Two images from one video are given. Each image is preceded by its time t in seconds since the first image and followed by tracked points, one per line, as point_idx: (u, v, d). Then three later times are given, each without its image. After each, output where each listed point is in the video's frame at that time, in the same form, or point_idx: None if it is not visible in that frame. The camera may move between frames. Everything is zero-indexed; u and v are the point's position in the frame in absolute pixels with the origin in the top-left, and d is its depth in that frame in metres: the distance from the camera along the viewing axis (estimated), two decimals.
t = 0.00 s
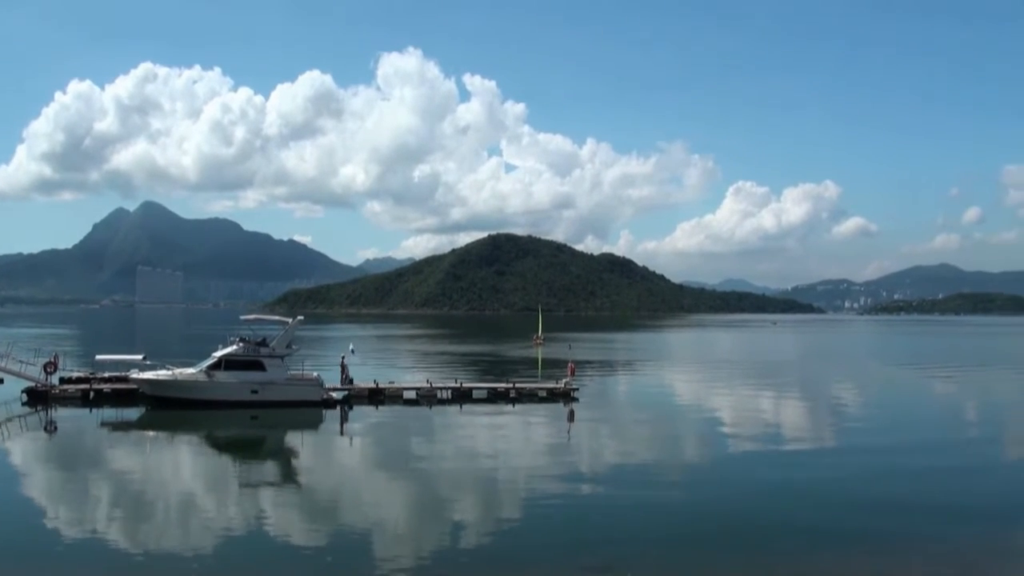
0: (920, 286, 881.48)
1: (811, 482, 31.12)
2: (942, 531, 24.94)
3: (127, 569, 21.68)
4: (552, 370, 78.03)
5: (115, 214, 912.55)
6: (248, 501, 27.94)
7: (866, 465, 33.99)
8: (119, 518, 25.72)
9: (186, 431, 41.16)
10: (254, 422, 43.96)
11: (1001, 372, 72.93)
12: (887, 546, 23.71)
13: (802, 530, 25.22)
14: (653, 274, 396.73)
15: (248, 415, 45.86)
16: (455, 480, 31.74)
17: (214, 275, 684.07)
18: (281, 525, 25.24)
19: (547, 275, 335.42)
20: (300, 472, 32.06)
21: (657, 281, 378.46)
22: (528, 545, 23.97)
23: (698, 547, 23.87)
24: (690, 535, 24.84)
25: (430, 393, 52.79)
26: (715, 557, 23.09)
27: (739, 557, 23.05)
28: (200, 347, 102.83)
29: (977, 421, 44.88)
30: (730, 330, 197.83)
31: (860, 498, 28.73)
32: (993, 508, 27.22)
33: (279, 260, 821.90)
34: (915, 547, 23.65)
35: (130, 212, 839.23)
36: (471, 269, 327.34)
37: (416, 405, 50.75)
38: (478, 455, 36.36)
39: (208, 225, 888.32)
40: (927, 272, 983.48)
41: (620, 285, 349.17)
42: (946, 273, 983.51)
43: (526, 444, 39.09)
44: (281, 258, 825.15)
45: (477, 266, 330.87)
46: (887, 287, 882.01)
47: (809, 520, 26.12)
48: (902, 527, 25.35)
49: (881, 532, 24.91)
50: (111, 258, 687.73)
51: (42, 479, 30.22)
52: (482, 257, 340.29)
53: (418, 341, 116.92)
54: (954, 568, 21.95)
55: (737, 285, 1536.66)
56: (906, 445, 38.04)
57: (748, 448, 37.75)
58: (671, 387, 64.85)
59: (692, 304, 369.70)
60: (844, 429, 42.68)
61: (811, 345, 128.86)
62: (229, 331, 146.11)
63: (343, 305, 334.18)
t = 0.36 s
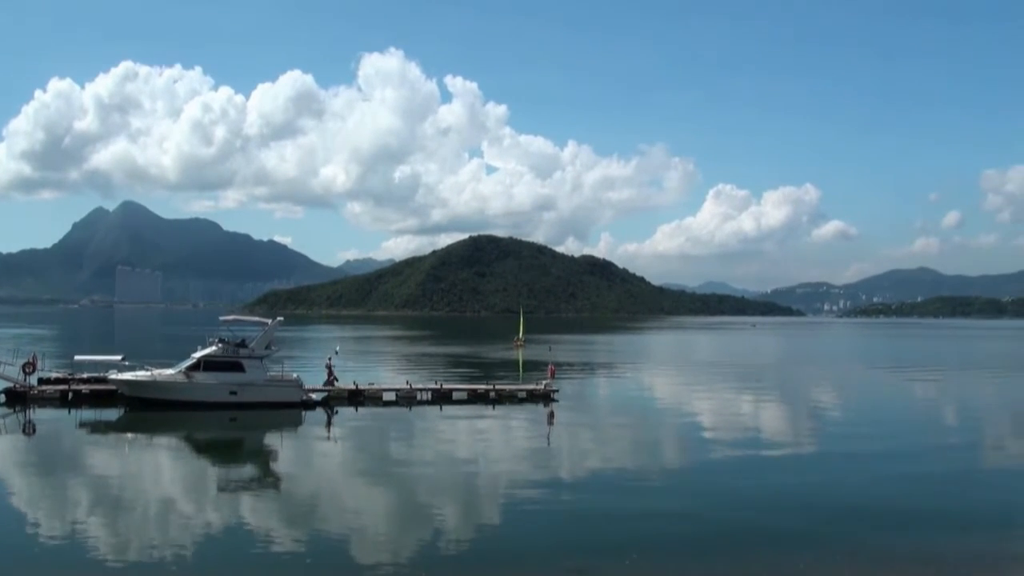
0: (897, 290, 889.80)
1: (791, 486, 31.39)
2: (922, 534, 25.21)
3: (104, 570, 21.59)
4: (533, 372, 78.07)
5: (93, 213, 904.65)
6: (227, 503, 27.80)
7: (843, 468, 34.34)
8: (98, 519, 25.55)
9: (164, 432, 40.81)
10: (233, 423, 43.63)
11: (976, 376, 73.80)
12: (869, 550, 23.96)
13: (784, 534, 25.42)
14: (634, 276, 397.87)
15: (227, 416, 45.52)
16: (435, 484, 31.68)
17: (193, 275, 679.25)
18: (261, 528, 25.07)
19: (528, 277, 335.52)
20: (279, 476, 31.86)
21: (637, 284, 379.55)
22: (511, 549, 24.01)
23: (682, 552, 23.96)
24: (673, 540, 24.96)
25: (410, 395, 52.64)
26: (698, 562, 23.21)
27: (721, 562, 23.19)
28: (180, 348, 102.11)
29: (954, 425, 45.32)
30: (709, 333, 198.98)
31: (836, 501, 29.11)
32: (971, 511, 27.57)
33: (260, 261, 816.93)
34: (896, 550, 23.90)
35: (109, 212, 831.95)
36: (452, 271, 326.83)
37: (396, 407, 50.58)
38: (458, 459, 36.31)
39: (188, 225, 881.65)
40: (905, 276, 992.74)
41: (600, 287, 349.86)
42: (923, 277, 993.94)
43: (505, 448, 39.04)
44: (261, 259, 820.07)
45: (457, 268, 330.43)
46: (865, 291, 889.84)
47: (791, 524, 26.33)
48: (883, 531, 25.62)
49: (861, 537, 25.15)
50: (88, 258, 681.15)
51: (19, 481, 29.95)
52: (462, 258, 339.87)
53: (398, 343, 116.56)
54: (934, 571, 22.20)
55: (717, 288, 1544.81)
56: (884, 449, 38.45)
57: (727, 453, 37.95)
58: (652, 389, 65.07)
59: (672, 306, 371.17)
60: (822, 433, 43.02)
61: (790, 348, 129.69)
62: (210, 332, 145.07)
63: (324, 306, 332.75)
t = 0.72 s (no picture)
0: (875, 292, 898.20)
1: (772, 486, 31.63)
2: (901, 534, 25.50)
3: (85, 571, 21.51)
4: (513, 373, 78.06)
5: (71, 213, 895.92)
6: (207, 504, 27.69)
7: (823, 469, 34.74)
8: (77, 521, 25.38)
9: (143, 433, 40.45)
10: (213, 425, 43.36)
11: (952, 377, 74.66)
12: (848, 549, 24.20)
13: (763, 535, 25.60)
14: (614, 278, 398.92)
15: (207, 417, 45.22)
16: (415, 484, 31.74)
17: (171, 275, 674.03)
18: (241, 529, 25.07)
19: (508, 278, 335.67)
20: (260, 476, 31.82)
21: (618, 285, 380.80)
22: (491, 550, 24.09)
23: (662, 553, 24.09)
24: (653, 541, 25.10)
25: (390, 396, 52.50)
26: (679, 563, 23.29)
27: (701, 562, 23.34)
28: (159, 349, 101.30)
29: (931, 426, 45.87)
30: (690, 333, 199.50)
31: (816, 501, 29.51)
32: (949, 511, 27.90)
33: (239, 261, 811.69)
34: (874, 549, 24.17)
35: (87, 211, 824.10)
36: (432, 272, 326.25)
37: (377, 408, 50.45)
38: (438, 460, 36.36)
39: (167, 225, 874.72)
40: (882, 278, 1002.92)
41: (581, 288, 350.60)
42: (899, 279, 1004.28)
43: (486, 449, 39.07)
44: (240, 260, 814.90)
45: (438, 269, 329.92)
46: (844, 293, 897.62)
47: (770, 525, 26.54)
48: (861, 531, 25.85)
49: (840, 536, 25.38)
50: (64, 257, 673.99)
51: None
52: (443, 259, 339.37)
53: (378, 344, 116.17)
54: (910, 569, 22.52)
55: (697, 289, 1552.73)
56: (862, 450, 38.93)
57: (706, 454, 38.19)
58: (631, 390, 65.33)
59: (652, 308, 372.52)
60: (801, 434, 43.49)
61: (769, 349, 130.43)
62: (189, 333, 143.94)
63: (304, 306, 331.17)
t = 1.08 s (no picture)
0: (853, 294, 906.84)
1: (755, 488, 31.71)
2: (884, 536, 25.61)
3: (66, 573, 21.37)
4: (494, 374, 77.99)
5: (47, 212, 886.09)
6: (186, 505, 27.56)
7: (803, 469, 35.14)
8: (57, 522, 25.21)
9: (122, 435, 40.09)
10: (192, 426, 43.02)
11: (929, 378, 75.55)
12: (831, 553, 24.26)
13: (746, 539, 25.61)
14: (595, 279, 399.86)
15: (186, 418, 44.84)
16: (395, 485, 31.57)
17: (150, 275, 668.64)
18: (220, 531, 24.79)
19: (489, 278, 335.71)
20: (239, 477, 31.53)
21: (598, 286, 382.06)
22: (474, 552, 23.94)
23: (647, 556, 24.02)
24: (637, 544, 25.04)
25: (369, 397, 52.34)
26: (664, 566, 23.21)
27: (687, 565, 23.29)
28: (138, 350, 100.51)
29: (910, 427, 46.29)
30: (670, 334, 200.33)
31: (797, 500, 29.93)
32: (930, 513, 28.05)
33: (218, 262, 805.96)
34: (858, 553, 24.25)
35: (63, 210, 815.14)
36: (413, 272, 325.55)
37: (356, 409, 50.29)
38: (418, 461, 36.20)
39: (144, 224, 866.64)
40: (859, 280, 1012.12)
41: (561, 288, 351.31)
42: (877, 280, 1013.88)
43: (466, 450, 38.98)
44: (219, 261, 809.12)
45: (418, 270, 329.28)
46: (822, 294, 905.22)
47: (753, 528, 26.58)
48: (845, 534, 25.92)
49: (823, 540, 25.42)
50: (40, 257, 666.80)
51: None
52: (424, 260, 338.81)
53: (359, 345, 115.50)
54: (889, 567, 23.00)
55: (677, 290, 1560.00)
56: (842, 450, 39.44)
57: (687, 455, 38.30)
58: (611, 391, 65.53)
59: (633, 309, 373.87)
60: (781, 435, 43.80)
61: (749, 350, 131.51)
62: (167, 334, 142.73)
63: (284, 306, 329.29)
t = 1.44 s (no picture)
0: (832, 293, 914.35)
1: (735, 489, 31.79)
2: (861, 535, 25.81)
3: None
4: (475, 374, 77.95)
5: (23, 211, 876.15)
6: (166, 507, 27.40)
7: (783, 468, 35.56)
8: (36, 525, 24.98)
9: (101, 436, 39.71)
10: (171, 427, 42.65)
11: (908, 378, 76.41)
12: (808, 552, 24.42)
13: (729, 537, 25.85)
14: (575, 278, 400.43)
15: (165, 419, 44.44)
16: (376, 487, 31.53)
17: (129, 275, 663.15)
18: (200, 533, 24.68)
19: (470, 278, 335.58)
20: (220, 479, 31.39)
21: (578, 286, 383.05)
22: (454, 553, 23.94)
23: (628, 556, 24.12)
24: (616, 544, 25.15)
25: (349, 397, 52.13)
26: (643, 566, 23.28)
27: (666, 565, 23.38)
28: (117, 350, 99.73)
29: (890, 426, 46.71)
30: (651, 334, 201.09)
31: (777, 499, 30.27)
32: (907, 513, 28.27)
33: (197, 261, 800.03)
34: (834, 551, 24.47)
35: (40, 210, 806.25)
36: (394, 272, 324.79)
37: (337, 410, 50.10)
38: (399, 462, 36.16)
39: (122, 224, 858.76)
40: (837, 279, 1020.97)
41: (542, 288, 351.92)
42: (855, 280, 1022.09)
43: (448, 450, 38.99)
44: (198, 260, 803.15)
45: (399, 270, 328.50)
46: (802, 294, 911.91)
47: (731, 527, 26.74)
48: (825, 533, 26.09)
49: (802, 539, 25.59)
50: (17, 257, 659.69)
51: None
52: (404, 259, 338.15)
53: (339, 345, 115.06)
54: (868, 564, 23.39)
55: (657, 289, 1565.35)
56: (823, 449, 39.91)
57: (667, 454, 38.58)
58: (593, 391, 65.75)
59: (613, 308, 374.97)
60: (760, 434, 44.21)
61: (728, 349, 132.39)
62: (146, 334, 141.63)
63: (263, 306, 327.54)
